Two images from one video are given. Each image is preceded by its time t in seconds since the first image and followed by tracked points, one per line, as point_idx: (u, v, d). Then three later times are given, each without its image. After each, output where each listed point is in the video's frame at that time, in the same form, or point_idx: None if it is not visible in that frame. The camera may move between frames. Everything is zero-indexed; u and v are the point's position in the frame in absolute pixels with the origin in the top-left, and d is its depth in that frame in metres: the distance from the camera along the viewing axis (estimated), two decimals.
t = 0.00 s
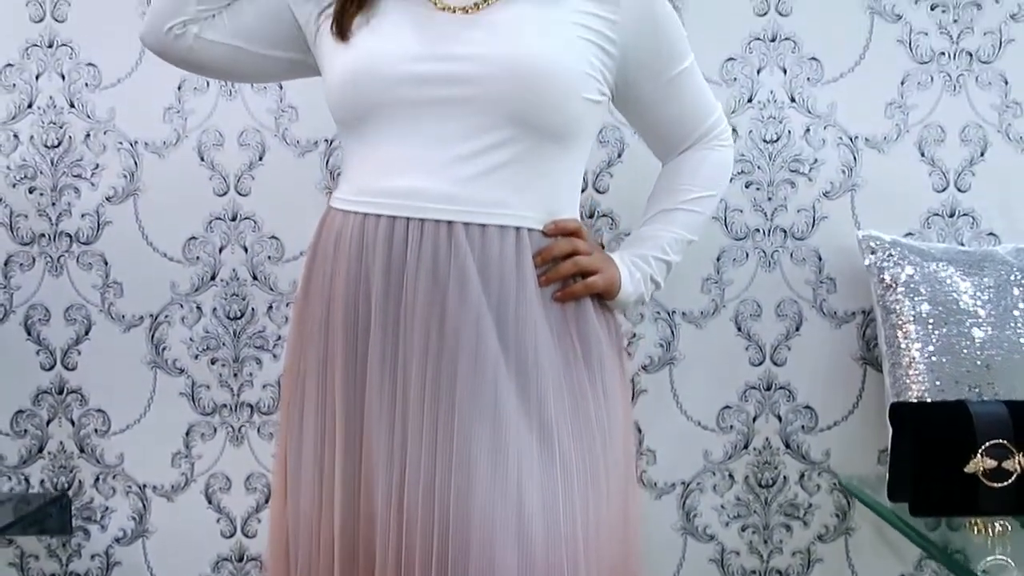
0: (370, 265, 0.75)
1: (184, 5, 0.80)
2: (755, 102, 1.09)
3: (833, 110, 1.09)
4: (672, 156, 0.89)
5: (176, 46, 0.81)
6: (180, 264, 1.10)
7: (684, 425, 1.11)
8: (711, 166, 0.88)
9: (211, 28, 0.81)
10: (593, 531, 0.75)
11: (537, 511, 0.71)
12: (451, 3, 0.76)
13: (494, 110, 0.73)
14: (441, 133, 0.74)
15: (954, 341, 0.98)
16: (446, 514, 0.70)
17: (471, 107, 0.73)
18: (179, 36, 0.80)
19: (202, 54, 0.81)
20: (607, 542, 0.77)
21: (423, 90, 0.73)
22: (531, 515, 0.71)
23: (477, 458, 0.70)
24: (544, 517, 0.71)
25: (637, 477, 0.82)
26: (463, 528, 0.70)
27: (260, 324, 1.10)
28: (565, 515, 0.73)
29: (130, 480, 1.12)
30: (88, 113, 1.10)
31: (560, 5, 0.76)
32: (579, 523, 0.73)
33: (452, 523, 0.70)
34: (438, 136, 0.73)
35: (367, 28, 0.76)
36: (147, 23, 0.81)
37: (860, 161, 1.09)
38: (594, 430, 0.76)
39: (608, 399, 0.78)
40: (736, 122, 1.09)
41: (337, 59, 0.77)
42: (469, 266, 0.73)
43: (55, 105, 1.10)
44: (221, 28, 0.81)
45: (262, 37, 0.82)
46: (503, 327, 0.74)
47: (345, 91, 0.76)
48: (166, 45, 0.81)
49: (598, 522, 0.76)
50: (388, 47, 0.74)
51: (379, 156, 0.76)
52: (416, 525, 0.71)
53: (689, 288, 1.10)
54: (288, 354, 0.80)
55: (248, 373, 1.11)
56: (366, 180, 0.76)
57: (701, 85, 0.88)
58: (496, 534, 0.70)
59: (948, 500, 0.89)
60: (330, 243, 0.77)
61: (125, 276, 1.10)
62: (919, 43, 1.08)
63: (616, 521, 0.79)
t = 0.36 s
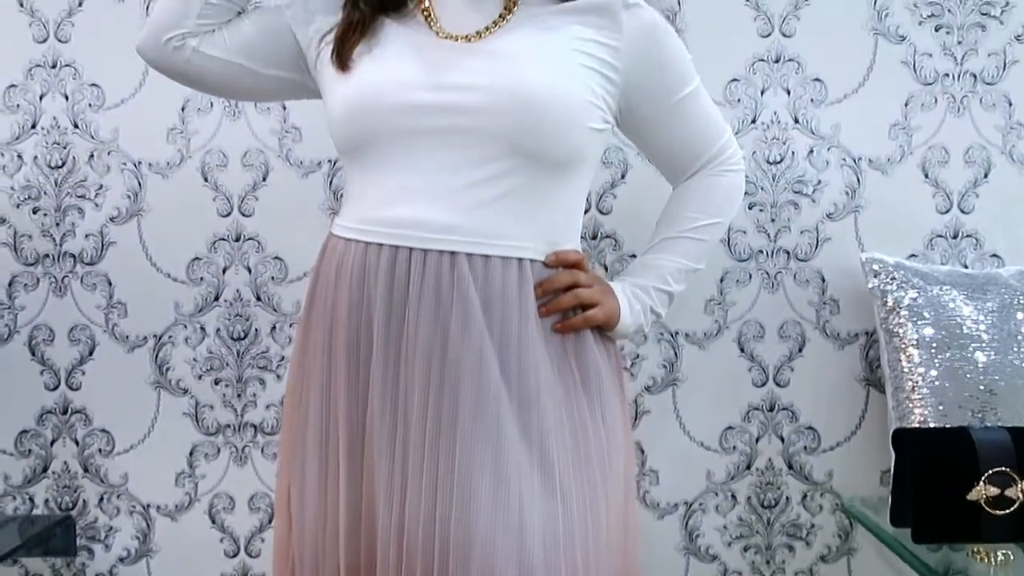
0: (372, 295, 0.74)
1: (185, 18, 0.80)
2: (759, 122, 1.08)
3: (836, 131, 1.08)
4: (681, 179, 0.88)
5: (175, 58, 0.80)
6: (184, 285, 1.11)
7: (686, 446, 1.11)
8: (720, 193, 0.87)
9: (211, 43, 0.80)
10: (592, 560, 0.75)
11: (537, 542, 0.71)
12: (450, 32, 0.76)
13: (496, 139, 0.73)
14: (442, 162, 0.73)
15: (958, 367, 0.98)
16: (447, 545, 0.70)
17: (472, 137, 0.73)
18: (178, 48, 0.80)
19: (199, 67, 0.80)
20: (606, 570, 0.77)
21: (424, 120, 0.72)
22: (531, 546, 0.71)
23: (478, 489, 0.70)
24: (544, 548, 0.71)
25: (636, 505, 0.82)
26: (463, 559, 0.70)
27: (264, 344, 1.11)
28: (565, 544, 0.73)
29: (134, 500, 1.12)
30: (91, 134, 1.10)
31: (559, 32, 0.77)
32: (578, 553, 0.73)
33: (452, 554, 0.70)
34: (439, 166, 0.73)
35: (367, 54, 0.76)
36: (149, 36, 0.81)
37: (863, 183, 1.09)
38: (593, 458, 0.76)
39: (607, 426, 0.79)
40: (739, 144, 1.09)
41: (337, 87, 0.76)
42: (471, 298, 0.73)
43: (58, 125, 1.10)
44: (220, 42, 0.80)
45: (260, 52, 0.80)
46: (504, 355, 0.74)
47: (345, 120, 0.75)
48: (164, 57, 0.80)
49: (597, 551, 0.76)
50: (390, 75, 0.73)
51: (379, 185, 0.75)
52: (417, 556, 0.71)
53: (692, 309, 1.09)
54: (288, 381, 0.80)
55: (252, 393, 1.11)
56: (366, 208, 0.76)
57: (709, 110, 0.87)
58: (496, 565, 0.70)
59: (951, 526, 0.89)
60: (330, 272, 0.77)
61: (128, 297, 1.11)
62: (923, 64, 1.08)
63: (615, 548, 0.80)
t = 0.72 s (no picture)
0: (368, 322, 0.74)
1: (189, 24, 0.78)
2: (757, 141, 1.09)
3: (834, 150, 1.09)
4: (678, 202, 0.87)
5: (176, 66, 0.78)
6: (183, 305, 1.11)
7: (684, 464, 1.11)
8: (717, 215, 0.86)
9: (214, 54, 0.79)
10: None
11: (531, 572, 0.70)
12: (447, 58, 0.76)
13: (494, 165, 0.73)
14: (441, 189, 0.73)
15: (955, 388, 0.98)
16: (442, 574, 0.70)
17: (471, 163, 0.72)
18: (180, 56, 0.78)
19: (201, 77, 0.79)
20: None
21: (422, 146, 0.72)
22: None
23: (472, 520, 0.69)
24: None
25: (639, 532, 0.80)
26: None
27: (262, 363, 1.11)
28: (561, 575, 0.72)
29: (133, 519, 1.12)
30: (89, 154, 1.10)
31: (549, 56, 0.77)
32: None
33: None
34: (437, 192, 0.73)
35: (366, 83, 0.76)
36: (148, 40, 0.78)
37: (861, 201, 1.09)
38: (591, 487, 0.75)
39: (606, 453, 0.77)
40: (737, 163, 1.09)
41: (336, 111, 0.76)
42: (467, 324, 0.72)
43: (56, 145, 1.10)
44: (223, 53, 0.79)
45: (261, 65, 0.79)
46: (500, 383, 0.73)
47: (343, 145, 0.74)
48: (165, 64, 0.78)
49: None
50: (387, 101, 0.73)
51: (376, 210, 0.75)
52: None
53: (690, 328, 1.10)
54: (286, 405, 0.80)
55: (250, 412, 1.11)
56: (362, 234, 0.76)
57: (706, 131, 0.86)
58: None
59: (949, 549, 0.89)
60: (327, 297, 0.76)
61: (127, 317, 1.11)
62: (921, 83, 1.08)
63: None
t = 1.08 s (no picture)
0: (368, 348, 0.74)
1: (218, 46, 0.75)
2: (757, 158, 1.09)
3: (834, 167, 1.09)
4: (674, 223, 0.87)
5: (203, 89, 0.75)
6: (185, 320, 1.11)
7: (684, 480, 1.11)
8: (713, 233, 0.86)
9: (237, 78, 0.77)
10: None
11: None
12: (443, 83, 0.76)
13: (489, 191, 0.73)
14: (439, 214, 0.73)
15: (954, 407, 0.98)
16: None
17: (466, 189, 0.72)
18: (208, 78, 0.75)
19: (226, 101, 0.76)
20: None
21: (418, 173, 0.72)
22: None
23: (466, 546, 0.69)
24: None
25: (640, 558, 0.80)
26: None
27: (264, 379, 1.11)
28: None
29: (135, 534, 1.13)
30: (91, 170, 1.10)
31: (545, 79, 0.77)
32: None
33: None
34: (435, 218, 0.73)
35: (362, 112, 0.76)
36: (169, 60, 0.74)
37: (861, 218, 1.09)
38: (589, 513, 0.75)
39: (605, 480, 0.77)
40: (737, 180, 1.09)
41: (334, 140, 0.76)
42: (466, 350, 0.73)
43: (58, 162, 1.10)
44: (245, 75, 0.77)
45: (279, 85, 0.79)
46: (498, 410, 0.73)
47: (342, 172, 0.75)
48: (190, 86, 0.75)
49: None
50: (384, 128, 0.74)
51: (374, 236, 0.75)
52: None
53: (690, 344, 1.10)
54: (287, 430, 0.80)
55: (252, 428, 1.11)
56: (360, 259, 0.76)
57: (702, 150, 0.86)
58: None
59: (948, 568, 0.89)
60: (326, 323, 0.77)
61: (129, 333, 1.11)
62: (921, 100, 1.08)
63: None
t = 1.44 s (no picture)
0: (371, 378, 0.74)
1: (258, 85, 0.75)
2: (762, 178, 1.09)
3: (839, 187, 1.09)
4: (679, 248, 0.86)
5: (244, 128, 0.75)
6: (191, 338, 1.11)
7: (688, 498, 1.12)
8: (717, 259, 0.85)
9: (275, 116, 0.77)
10: None
11: None
12: (446, 111, 0.77)
13: (490, 219, 0.72)
14: (442, 242, 0.73)
15: (957, 429, 0.98)
16: None
17: (467, 218, 0.72)
18: (252, 118, 0.75)
19: (268, 140, 0.76)
20: None
21: (420, 202, 0.72)
22: None
23: None
24: None
25: None
26: None
27: (270, 396, 1.12)
28: None
29: (142, 549, 1.14)
30: (98, 188, 1.10)
31: (548, 106, 0.77)
32: None
33: None
34: (438, 247, 0.73)
35: (366, 142, 0.77)
36: (210, 99, 0.73)
37: (866, 238, 1.09)
38: (593, 543, 0.74)
39: (610, 509, 0.76)
40: (742, 200, 1.09)
41: (339, 171, 0.77)
42: (467, 379, 0.72)
43: (65, 180, 1.10)
44: (278, 111, 0.77)
45: (304, 118, 0.80)
46: (500, 440, 0.72)
47: (347, 202, 0.75)
48: (233, 126, 0.74)
49: None
50: (386, 159, 0.74)
51: (379, 264, 0.75)
52: None
53: (695, 364, 1.10)
54: (295, 458, 0.81)
55: (258, 445, 1.12)
56: (366, 288, 0.76)
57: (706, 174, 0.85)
58: None
59: None
60: (330, 353, 0.77)
61: (136, 350, 1.12)
62: (926, 120, 1.08)
63: None
